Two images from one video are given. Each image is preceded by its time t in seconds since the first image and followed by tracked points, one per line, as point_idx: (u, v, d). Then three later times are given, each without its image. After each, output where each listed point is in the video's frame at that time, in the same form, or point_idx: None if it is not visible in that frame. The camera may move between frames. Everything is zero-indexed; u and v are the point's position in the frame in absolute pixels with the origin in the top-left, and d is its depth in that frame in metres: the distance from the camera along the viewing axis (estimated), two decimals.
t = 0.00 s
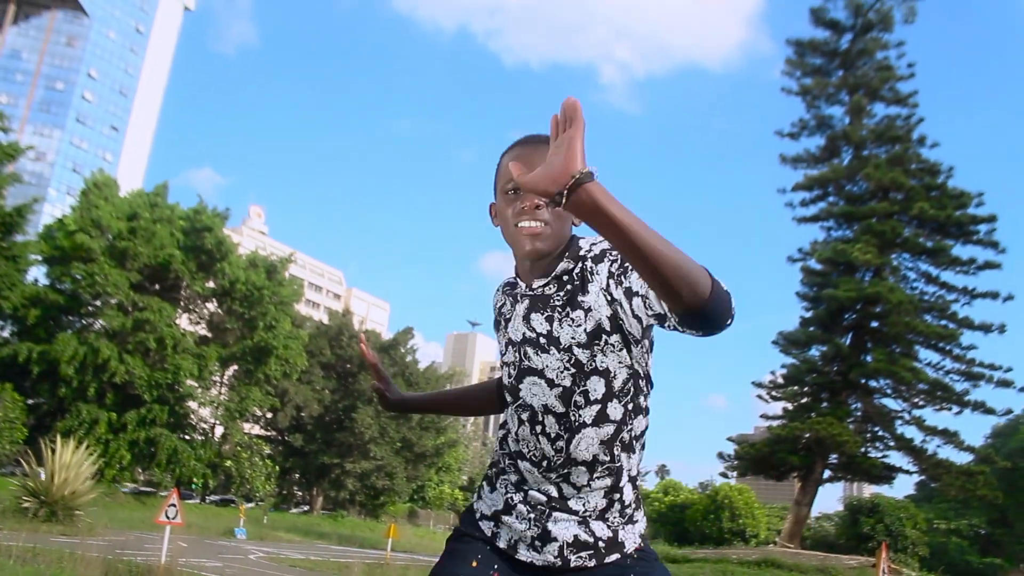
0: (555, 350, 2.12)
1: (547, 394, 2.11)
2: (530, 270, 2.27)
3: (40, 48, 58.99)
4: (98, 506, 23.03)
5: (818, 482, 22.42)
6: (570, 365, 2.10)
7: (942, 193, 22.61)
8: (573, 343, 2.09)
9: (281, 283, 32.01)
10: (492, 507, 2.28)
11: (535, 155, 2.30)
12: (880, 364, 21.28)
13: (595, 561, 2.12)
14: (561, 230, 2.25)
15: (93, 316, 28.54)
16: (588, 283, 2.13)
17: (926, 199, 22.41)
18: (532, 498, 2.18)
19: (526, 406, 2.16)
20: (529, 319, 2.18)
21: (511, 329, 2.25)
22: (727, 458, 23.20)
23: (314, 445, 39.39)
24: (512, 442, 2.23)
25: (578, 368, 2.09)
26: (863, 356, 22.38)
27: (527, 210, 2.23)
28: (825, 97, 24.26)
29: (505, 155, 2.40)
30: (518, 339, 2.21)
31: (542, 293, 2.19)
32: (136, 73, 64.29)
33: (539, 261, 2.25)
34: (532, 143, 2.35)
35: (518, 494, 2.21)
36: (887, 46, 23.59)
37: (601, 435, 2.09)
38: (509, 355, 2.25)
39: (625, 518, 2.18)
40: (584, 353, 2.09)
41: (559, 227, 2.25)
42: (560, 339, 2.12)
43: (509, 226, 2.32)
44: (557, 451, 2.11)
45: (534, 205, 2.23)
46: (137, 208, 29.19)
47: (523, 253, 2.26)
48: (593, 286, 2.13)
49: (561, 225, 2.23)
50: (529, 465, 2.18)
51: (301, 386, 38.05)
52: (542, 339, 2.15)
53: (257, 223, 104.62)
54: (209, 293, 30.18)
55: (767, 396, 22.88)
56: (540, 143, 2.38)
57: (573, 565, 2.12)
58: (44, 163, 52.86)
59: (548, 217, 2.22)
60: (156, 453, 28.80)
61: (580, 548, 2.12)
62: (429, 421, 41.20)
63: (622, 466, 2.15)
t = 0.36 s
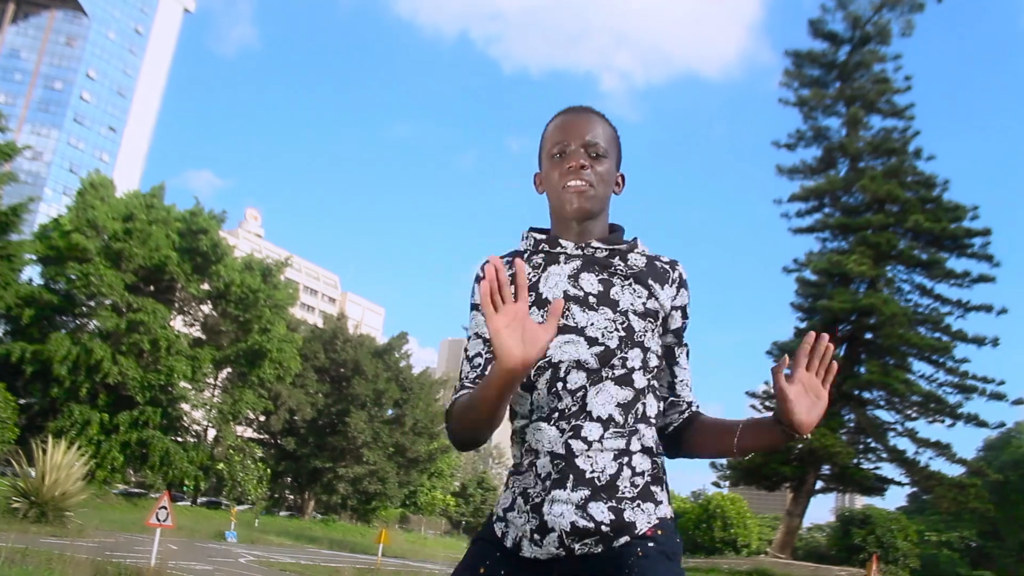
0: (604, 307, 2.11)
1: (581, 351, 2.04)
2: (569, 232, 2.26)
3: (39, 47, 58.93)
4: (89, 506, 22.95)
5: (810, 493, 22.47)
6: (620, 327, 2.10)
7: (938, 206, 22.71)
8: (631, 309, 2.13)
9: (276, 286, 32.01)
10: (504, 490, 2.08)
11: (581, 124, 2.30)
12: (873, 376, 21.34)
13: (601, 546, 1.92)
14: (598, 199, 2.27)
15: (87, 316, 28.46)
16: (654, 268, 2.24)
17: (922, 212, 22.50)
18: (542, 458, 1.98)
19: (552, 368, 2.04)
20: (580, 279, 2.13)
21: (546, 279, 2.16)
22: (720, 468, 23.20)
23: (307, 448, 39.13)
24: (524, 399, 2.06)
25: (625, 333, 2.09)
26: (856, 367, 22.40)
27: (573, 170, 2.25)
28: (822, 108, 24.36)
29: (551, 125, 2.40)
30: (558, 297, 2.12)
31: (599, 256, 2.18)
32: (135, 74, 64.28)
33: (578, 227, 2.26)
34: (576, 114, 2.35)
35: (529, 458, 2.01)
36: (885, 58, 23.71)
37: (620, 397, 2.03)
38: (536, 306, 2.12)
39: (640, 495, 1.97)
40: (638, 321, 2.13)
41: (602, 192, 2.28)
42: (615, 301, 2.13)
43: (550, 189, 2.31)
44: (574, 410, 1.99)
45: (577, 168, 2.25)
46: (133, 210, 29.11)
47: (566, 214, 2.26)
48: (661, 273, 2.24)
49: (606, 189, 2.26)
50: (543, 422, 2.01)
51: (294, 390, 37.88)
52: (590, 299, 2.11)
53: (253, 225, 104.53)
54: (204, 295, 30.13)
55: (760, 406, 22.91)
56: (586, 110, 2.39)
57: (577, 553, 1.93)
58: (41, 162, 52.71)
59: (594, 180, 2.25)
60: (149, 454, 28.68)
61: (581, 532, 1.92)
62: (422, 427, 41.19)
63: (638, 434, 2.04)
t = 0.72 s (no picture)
0: (625, 257, 2.14)
1: (597, 290, 2.06)
2: (607, 188, 2.30)
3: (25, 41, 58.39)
4: (62, 507, 22.65)
5: (787, 507, 22.54)
6: (637, 279, 2.15)
7: (919, 225, 22.95)
8: (652, 266, 2.17)
9: (258, 289, 31.87)
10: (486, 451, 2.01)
11: (623, 85, 2.36)
12: (852, 393, 21.49)
13: (607, 510, 1.93)
14: (635, 160, 2.32)
15: (65, 315, 28.15)
16: (674, 243, 2.28)
17: (903, 231, 22.71)
18: (548, 407, 1.96)
19: (564, 303, 2.05)
20: (609, 225, 2.16)
21: (567, 218, 2.19)
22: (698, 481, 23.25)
23: (284, 453, 38.87)
24: (527, 337, 2.04)
25: (641, 287, 2.13)
26: (835, 384, 22.53)
27: (615, 133, 2.30)
28: (807, 125, 24.58)
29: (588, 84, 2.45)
30: (584, 237, 2.13)
31: (628, 209, 2.22)
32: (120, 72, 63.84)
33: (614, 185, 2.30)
34: (614, 75, 2.40)
35: (528, 409, 1.98)
36: (870, 78, 23.96)
37: (630, 357, 2.07)
38: (557, 241, 2.14)
39: (633, 458, 2.02)
40: (654, 279, 2.18)
41: (641, 155, 2.34)
42: (637, 255, 2.17)
43: (587, 151, 2.37)
44: (586, 353, 2.01)
45: (614, 132, 2.31)
46: (116, 208, 28.79)
47: (605, 174, 2.30)
48: (680, 251, 2.29)
49: (645, 150, 2.32)
50: (549, 362, 2.00)
51: (274, 393, 37.57)
52: (613, 244, 2.15)
53: (237, 227, 103.92)
54: (185, 297, 29.91)
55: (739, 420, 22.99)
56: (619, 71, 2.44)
57: (582, 516, 1.92)
58: (24, 157, 52.16)
59: (636, 143, 2.31)
60: (125, 455, 28.36)
61: (587, 491, 1.93)
62: (400, 434, 41.11)
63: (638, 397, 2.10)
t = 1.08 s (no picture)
0: (596, 333, 2.11)
1: (560, 354, 2.07)
2: (628, 254, 2.16)
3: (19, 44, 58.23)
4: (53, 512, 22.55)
5: (779, 516, 22.50)
6: (603, 356, 2.13)
7: (911, 235, 23.02)
8: (622, 346, 2.14)
9: (251, 294, 31.82)
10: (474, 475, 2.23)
11: (640, 138, 2.18)
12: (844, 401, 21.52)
13: (560, 542, 2.11)
14: (657, 222, 2.17)
15: (57, 319, 28.03)
16: (670, 310, 2.23)
17: (896, 241, 22.79)
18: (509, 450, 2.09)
19: (530, 359, 2.08)
20: (591, 294, 2.12)
21: (561, 270, 2.16)
22: (690, 488, 23.26)
23: (276, 458, 38.70)
24: (495, 376, 2.13)
25: (602, 366, 2.12)
26: (827, 393, 22.55)
27: (633, 196, 2.13)
28: (800, 135, 24.67)
29: (597, 134, 2.26)
30: (565, 298, 2.11)
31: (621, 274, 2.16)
32: (114, 75, 63.69)
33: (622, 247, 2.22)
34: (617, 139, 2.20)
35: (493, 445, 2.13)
36: (863, 88, 24.07)
37: (585, 421, 2.09)
38: (540, 292, 2.14)
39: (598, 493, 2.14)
40: (627, 349, 2.15)
41: (662, 213, 2.18)
42: (611, 334, 2.13)
43: (599, 215, 2.21)
44: (542, 412, 2.06)
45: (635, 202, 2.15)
46: (109, 211, 28.71)
47: (625, 236, 2.15)
48: (675, 318, 2.24)
49: (668, 208, 2.17)
50: (511, 412, 2.07)
51: (266, 398, 37.43)
52: (589, 315, 2.12)
53: (230, 232, 103.67)
54: (177, 301, 29.81)
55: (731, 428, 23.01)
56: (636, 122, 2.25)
57: (538, 546, 2.12)
58: (17, 160, 51.96)
59: (656, 205, 2.14)
60: (116, 460, 28.17)
61: (540, 527, 2.09)
62: (393, 440, 41.09)
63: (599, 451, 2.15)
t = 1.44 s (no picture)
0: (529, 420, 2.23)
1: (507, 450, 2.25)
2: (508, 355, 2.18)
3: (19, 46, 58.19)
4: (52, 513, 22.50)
5: (778, 520, 22.50)
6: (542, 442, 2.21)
7: (911, 239, 23.03)
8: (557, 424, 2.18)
9: (251, 296, 31.77)
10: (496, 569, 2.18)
11: (505, 245, 2.12)
12: (844, 406, 21.51)
13: None
14: (532, 325, 2.15)
15: (57, 320, 27.99)
16: (587, 381, 2.19)
17: (895, 245, 22.80)
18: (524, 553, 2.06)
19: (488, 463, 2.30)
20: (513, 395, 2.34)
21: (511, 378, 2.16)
22: (690, 492, 23.25)
23: (275, 460, 38.56)
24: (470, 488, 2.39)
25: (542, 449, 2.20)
26: (827, 397, 22.55)
27: (503, 310, 2.10)
28: (800, 139, 24.70)
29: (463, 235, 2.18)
30: (498, 411, 2.38)
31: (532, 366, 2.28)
32: (115, 77, 63.78)
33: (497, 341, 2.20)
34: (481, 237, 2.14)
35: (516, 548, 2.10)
36: (863, 92, 24.09)
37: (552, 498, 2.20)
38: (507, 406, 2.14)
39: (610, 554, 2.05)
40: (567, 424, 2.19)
41: (537, 311, 2.16)
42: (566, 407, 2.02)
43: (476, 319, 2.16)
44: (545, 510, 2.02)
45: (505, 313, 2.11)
46: (109, 213, 28.69)
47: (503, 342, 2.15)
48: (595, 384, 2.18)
49: (542, 310, 2.15)
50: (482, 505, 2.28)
51: (265, 400, 37.36)
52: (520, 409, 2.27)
53: (230, 233, 103.59)
54: (177, 303, 29.80)
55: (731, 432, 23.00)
56: (501, 209, 2.18)
57: None
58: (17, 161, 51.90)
59: (527, 313, 2.12)
60: (116, 462, 28.11)
61: None
62: (393, 442, 41.12)
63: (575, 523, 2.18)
